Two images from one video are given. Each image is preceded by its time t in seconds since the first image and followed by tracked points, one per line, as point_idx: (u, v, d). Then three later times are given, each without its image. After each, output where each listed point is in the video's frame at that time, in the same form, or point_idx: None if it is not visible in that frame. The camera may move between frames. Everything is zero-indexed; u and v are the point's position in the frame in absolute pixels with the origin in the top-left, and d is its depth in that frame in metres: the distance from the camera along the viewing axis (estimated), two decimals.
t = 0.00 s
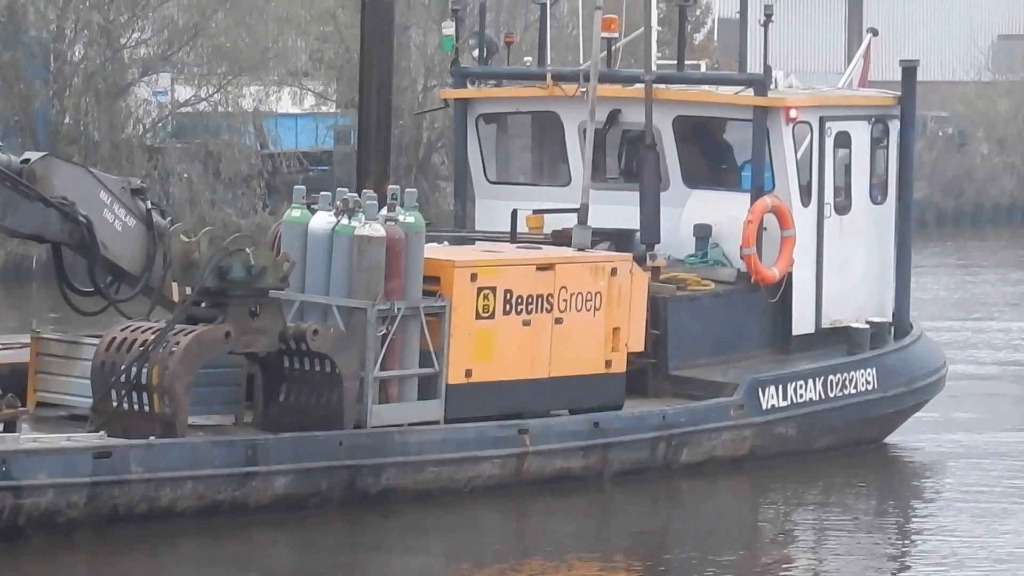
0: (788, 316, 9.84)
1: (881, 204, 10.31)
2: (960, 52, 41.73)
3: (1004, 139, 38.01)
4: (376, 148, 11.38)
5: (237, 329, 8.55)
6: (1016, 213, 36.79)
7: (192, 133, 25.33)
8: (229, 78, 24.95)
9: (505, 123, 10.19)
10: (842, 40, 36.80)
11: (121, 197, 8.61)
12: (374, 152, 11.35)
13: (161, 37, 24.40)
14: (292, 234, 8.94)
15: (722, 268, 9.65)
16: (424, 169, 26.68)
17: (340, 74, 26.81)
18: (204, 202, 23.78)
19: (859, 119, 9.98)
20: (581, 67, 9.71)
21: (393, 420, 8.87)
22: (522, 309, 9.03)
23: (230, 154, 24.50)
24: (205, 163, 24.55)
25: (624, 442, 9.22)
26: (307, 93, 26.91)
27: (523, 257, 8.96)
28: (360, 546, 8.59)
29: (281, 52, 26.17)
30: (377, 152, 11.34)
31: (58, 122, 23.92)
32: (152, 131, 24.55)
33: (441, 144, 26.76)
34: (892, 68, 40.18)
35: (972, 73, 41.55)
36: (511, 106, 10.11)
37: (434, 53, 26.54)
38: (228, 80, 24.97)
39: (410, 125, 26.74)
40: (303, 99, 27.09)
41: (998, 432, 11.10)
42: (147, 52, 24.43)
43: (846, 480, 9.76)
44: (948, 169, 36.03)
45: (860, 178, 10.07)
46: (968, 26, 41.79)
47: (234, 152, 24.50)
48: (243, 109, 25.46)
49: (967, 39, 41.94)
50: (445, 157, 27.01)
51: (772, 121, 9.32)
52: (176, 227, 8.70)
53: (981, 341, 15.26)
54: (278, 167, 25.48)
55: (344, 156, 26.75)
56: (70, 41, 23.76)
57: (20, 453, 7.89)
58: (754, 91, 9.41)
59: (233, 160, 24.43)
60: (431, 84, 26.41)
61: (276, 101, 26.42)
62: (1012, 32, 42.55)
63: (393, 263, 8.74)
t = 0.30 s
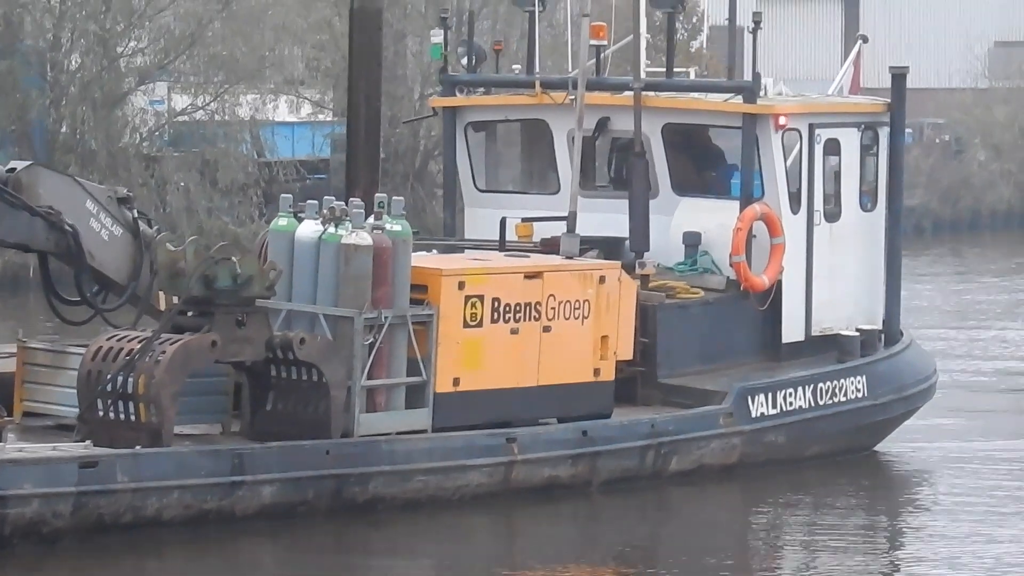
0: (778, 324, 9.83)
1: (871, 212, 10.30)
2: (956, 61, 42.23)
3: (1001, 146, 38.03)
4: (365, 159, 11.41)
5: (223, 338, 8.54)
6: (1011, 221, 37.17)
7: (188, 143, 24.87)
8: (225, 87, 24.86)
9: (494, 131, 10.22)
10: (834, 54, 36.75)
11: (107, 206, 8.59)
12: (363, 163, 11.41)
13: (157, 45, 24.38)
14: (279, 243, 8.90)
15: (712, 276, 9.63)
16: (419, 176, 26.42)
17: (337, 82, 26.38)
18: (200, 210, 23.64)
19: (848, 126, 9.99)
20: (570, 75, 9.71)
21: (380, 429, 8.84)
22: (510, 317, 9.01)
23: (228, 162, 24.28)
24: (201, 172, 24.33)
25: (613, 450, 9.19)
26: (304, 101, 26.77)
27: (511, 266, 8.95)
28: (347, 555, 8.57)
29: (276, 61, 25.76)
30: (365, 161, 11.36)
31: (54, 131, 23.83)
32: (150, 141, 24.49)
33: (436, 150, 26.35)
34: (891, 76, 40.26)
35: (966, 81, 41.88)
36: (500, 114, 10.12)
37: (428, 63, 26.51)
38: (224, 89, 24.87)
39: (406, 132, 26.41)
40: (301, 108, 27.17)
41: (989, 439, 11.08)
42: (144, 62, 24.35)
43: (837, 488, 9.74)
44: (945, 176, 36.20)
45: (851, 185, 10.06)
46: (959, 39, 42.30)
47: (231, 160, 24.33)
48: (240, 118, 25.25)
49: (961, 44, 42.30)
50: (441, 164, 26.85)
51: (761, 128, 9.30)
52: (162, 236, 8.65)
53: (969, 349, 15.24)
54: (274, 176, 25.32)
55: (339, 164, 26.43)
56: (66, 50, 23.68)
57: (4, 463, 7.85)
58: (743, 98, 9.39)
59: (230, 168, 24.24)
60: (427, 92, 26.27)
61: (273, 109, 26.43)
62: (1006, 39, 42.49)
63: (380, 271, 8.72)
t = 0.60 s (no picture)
0: (767, 330, 9.82)
1: (860, 218, 10.30)
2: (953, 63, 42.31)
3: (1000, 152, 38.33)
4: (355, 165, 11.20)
5: (208, 347, 8.50)
6: (1012, 226, 37.50)
7: (186, 151, 24.98)
8: (223, 95, 24.74)
9: (483, 139, 10.22)
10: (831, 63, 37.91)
11: (92, 216, 8.58)
12: (350, 173, 11.21)
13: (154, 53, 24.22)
14: (265, 251, 8.88)
15: (700, 283, 9.63)
16: (418, 186, 27.04)
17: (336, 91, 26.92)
18: (198, 219, 23.86)
19: (836, 132, 9.98)
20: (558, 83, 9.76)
21: (366, 438, 8.80)
22: (497, 325, 8.98)
23: (226, 170, 24.62)
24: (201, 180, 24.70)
25: (601, 458, 9.15)
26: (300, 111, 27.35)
27: (497, 274, 8.93)
28: (334, 564, 8.53)
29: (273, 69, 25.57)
30: (353, 173, 11.16)
31: (50, 140, 23.73)
32: (148, 149, 24.45)
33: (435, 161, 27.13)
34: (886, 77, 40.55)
35: (965, 87, 41.92)
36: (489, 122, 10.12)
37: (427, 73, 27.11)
38: (222, 97, 24.77)
39: (407, 142, 27.19)
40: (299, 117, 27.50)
41: (980, 446, 11.06)
42: (140, 70, 24.22)
43: (826, 496, 9.71)
44: (943, 183, 36.72)
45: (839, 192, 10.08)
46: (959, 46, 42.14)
47: (230, 169, 24.68)
48: (236, 127, 25.28)
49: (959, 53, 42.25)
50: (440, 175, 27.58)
51: (750, 135, 9.31)
52: (146, 244, 8.69)
53: (952, 357, 15.29)
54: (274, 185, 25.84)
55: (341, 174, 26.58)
56: (62, 59, 23.57)
57: None
58: (731, 106, 9.40)
59: (229, 176, 24.52)
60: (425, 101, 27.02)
61: (270, 118, 26.19)
62: (1003, 46, 42.88)
63: (366, 280, 8.70)
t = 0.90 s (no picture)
0: (757, 335, 9.93)
1: (850, 222, 10.44)
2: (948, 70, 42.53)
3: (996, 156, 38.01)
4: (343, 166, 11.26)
5: (195, 352, 8.45)
6: (1009, 230, 37.01)
7: (183, 154, 24.45)
8: (220, 100, 24.18)
9: (472, 143, 10.35)
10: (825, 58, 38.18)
11: (78, 221, 8.58)
12: (339, 174, 11.26)
13: (150, 58, 23.80)
14: (252, 256, 8.82)
15: (690, 287, 9.74)
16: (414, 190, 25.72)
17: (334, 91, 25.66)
18: (195, 222, 23.15)
19: (825, 135, 10.15)
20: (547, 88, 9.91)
21: (354, 443, 8.74)
22: (485, 330, 8.97)
23: (222, 174, 23.67)
24: (196, 184, 23.80)
25: (590, 462, 9.18)
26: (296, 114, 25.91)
27: (485, 278, 8.91)
28: (321, 569, 8.50)
29: (269, 73, 24.93)
30: (342, 175, 11.18)
31: (49, 144, 23.39)
32: (143, 154, 24.05)
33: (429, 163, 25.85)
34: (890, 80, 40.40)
35: (960, 90, 42.05)
36: (478, 125, 10.27)
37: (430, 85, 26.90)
38: (219, 101, 24.21)
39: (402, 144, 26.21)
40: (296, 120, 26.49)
41: (962, 451, 11.12)
42: (137, 75, 23.77)
43: (815, 501, 9.71)
44: (941, 186, 36.08)
45: (829, 197, 10.22)
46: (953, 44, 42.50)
47: (224, 173, 23.70)
48: (233, 132, 24.68)
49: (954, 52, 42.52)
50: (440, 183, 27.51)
51: (739, 138, 9.45)
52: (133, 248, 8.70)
53: (937, 364, 15.26)
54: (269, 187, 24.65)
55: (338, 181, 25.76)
56: (59, 63, 23.26)
57: None
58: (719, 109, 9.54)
59: (224, 180, 23.61)
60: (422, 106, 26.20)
61: (268, 123, 25.54)
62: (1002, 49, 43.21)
63: (353, 284, 8.62)
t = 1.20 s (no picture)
0: (749, 339, 9.93)
1: (841, 226, 10.48)
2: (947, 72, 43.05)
3: (995, 159, 38.05)
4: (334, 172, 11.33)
5: (183, 357, 8.42)
6: (1006, 233, 37.17)
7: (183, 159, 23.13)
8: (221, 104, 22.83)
9: (462, 147, 10.37)
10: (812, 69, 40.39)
11: (67, 225, 8.56)
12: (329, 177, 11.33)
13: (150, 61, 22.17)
14: (240, 261, 8.80)
15: (681, 292, 9.75)
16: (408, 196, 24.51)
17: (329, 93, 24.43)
18: (194, 227, 22.12)
19: (817, 139, 10.20)
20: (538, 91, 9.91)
21: (343, 448, 8.67)
22: (474, 334, 8.93)
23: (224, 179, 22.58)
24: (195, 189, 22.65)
25: (581, 466, 9.13)
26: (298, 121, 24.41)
27: (474, 282, 8.88)
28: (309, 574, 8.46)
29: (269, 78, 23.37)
30: (333, 180, 11.29)
31: (49, 148, 21.85)
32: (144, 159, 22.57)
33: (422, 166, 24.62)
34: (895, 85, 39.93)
35: (960, 92, 42.43)
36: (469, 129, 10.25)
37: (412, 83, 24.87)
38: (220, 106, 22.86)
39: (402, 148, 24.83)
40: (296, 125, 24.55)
41: (952, 456, 11.10)
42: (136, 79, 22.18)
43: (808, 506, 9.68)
44: (940, 189, 36.11)
45: (820, 202, 10.27)
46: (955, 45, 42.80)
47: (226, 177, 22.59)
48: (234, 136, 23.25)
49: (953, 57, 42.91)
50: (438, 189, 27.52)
51: (730, 142, 9.47)
52: (120, 253, 8.62)
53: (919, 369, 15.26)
54: (268, 192, 23.29)
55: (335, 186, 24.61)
56: (58, 67, 21.56)
57: None
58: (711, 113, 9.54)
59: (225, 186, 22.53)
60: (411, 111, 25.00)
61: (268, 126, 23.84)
62: (999, 52, 43.35)
63: (341, 289, 8.56)
